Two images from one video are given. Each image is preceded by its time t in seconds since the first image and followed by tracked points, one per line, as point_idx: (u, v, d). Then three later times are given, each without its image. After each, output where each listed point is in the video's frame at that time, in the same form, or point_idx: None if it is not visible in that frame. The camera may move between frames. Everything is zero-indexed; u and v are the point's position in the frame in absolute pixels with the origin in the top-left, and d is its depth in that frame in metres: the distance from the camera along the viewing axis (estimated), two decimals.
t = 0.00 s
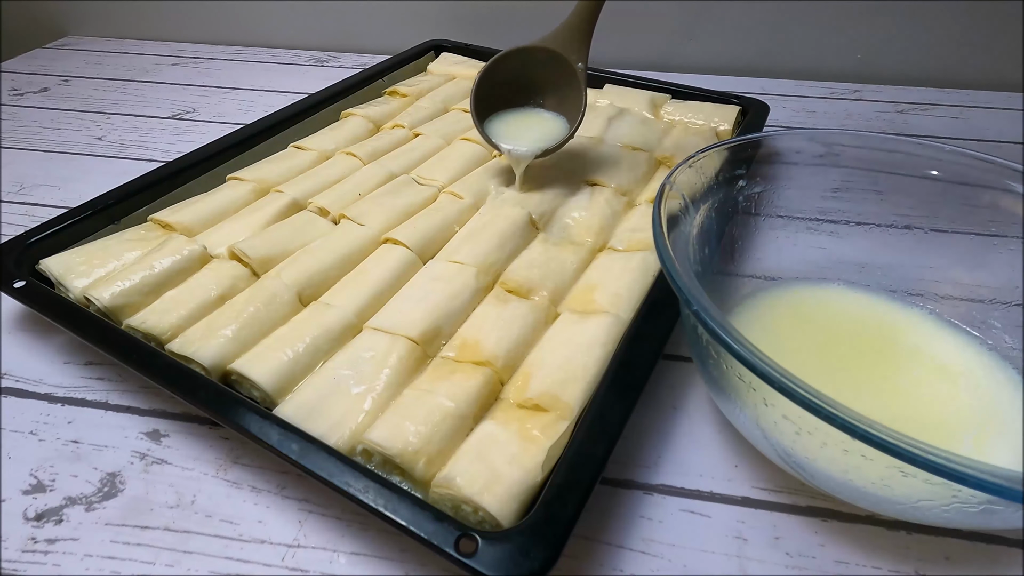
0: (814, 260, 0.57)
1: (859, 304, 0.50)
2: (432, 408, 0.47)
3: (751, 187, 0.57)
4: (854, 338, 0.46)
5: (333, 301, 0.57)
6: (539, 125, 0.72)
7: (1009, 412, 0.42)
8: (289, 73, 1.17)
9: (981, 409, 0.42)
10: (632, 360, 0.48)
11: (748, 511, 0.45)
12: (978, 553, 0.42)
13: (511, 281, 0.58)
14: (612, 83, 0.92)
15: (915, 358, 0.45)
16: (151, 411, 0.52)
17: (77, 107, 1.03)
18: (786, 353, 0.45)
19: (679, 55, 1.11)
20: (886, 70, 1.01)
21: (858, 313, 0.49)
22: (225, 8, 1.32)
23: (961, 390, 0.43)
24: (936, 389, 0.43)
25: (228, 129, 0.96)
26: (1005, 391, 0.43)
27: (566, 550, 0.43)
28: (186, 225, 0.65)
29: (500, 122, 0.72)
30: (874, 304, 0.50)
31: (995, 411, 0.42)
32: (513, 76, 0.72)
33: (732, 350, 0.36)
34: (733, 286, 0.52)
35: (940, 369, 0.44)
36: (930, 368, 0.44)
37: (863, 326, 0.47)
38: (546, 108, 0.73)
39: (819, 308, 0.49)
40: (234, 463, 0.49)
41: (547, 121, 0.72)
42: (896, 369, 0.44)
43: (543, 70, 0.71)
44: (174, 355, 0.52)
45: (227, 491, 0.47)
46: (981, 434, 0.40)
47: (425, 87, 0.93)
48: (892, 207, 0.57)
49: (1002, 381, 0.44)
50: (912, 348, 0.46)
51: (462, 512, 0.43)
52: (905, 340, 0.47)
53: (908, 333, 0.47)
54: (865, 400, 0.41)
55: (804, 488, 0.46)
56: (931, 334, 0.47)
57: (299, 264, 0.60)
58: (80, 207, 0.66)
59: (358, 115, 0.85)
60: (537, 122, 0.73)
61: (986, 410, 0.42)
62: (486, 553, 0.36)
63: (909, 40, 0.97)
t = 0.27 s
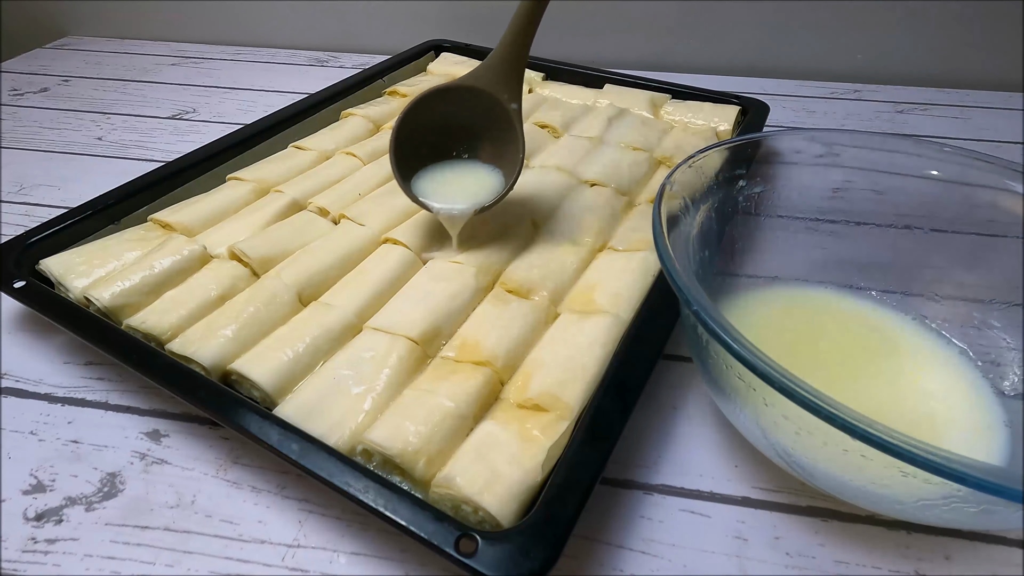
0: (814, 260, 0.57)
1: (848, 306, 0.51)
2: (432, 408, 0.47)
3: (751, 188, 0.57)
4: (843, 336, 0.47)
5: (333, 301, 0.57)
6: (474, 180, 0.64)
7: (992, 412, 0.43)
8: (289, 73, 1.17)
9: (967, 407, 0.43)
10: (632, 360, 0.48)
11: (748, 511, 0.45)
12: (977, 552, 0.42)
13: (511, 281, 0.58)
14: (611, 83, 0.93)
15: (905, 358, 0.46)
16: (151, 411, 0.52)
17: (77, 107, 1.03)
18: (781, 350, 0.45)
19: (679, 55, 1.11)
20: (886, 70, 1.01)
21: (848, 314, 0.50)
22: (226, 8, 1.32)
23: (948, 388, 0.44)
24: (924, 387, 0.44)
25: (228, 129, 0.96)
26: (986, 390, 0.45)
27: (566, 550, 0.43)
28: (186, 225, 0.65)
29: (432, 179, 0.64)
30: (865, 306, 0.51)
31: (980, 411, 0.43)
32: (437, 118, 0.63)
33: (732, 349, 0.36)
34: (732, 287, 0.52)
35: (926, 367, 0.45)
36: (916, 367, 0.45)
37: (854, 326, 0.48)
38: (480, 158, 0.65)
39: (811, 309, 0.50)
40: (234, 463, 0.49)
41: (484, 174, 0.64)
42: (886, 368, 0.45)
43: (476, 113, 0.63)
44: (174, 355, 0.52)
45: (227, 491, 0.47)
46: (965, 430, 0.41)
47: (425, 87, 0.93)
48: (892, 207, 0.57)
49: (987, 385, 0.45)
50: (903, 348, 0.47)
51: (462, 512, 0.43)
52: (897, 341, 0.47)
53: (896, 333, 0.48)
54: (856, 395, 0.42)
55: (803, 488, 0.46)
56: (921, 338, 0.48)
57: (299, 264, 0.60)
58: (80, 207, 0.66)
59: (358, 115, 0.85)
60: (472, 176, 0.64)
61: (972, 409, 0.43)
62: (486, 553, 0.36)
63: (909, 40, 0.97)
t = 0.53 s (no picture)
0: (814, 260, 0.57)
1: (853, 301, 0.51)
2: (431, 408, 0.47)
3: (751, 187, 0.57)
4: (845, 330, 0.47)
5: (332, 301, 0.57)
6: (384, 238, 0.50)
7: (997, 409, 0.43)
8: (289, 73, 1.18)
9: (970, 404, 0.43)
10: (632, 360, 0.48)
11: (749, 511, 0.45)
12: (977, 552, 0.42)
13: (511, 282, 0.59)
14: (611, 82, 0.93)
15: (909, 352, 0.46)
16: (151, 411, 0.52)
17: (77, 107, 1.03)
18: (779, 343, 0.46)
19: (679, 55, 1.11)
20: (887, 70, 1.01)
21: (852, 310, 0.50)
22: (226, 8, 1.32)
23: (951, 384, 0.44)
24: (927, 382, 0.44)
25: (228, 129, 0.96)
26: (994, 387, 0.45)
27: (566, 550, 0.43)
28: (186, 225, 0.65)
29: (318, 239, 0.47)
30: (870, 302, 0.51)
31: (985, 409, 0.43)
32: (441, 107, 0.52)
33: (732, 349, 0.36)
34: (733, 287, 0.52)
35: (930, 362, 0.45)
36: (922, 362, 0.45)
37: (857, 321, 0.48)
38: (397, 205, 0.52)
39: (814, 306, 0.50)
40: (234, 463, 0.49)
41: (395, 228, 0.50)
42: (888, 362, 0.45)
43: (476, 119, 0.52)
44: (174, 355, 0.52)
45: (227, 491, 0.47)
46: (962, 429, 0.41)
47: (425, 87, 0.93)
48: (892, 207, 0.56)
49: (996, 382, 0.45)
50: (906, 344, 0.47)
51: (462, 512, 0.43)
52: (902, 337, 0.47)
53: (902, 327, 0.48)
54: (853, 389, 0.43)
55: (804, 488, 0.46)
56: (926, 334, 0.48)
57: (299, 264, 0.60)
58: (80, 207, 0.66)
59: (358, 115, 0.85)
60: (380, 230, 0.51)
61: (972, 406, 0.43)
62: (486, 553, 0.36)
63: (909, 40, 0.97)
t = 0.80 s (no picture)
0: (814, 260, 0.57)
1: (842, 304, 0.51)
2: (431, 408, 0.47)
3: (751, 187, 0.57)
4: (847, 336, 0.47)
5: (332, 301, 0.57)
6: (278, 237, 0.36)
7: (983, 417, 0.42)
8: (289, 73, 1.18)
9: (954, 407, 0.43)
10: (632, 360, 0.48)
11: (748, 511, 0.45)
12: (977, 552, 0.42)
13: (511, 281, 0.59)
14: (611, 83, 0.93)
15: (894, 352, 0.46)
16: (151, 410, 0.52)
17: (77, 107, 1.04)
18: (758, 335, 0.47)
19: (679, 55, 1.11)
20: (886, 70, 1.01)
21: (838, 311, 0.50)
22: (225, 8, 1.32)
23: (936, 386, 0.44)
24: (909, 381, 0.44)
25: (228, 129, 0.96)
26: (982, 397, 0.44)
27: (566, 550, 0.43)
28: (185, 225, 0.65)
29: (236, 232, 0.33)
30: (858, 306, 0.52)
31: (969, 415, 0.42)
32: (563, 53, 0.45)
33: (732, 349, 0.36)
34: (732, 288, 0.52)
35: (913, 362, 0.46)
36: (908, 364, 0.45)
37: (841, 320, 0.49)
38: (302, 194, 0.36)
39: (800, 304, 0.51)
40: (234, 463, 0.49)
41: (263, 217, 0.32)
42: (871, 360, 0.45)
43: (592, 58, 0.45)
44: (174, 355, 0.52)
45: (227, 491, 0.47)
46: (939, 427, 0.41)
47: (425, 87, 0.93)
48: (892, 206, 0.57)
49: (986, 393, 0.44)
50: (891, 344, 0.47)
51: (462, 512, 0.43)
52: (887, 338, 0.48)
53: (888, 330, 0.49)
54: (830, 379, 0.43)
55: (804, 488, 0.46)
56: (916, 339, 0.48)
57: (299, 264, 0.60)
58: (80, 207, 0.66)
59: (358, 115, 0.85)
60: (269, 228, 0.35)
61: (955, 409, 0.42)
62: (486, 553, 0.36)
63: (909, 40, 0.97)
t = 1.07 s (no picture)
0: (814, 260, 0.57)
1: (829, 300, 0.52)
2: (431, 408, 0.47)
3: (751, 187, 0.57)
4: (854, 341, 0.47)
5: (333, 301, 0.57)
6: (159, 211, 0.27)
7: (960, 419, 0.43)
8: (289, 73, 1.18)
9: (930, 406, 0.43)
10: (633, 360, 0.48)
11: (748, 511, 0.45)
12: (977, 552, 0.42)
13: (511, 281, 0.59)
14: (611, 83, 0.93)
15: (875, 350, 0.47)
16: (151, 411, 0.52)
17: (77, 107, 1.04)
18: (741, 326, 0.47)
19: (678, 56, 1.11)
20: (886, 70, 1.01)
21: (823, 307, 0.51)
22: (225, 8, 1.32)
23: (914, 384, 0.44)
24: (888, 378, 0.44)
25: (228, 130, 0.96)
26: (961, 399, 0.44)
27: (566, 551, 0.43)
28: (186, 225, 0.65)
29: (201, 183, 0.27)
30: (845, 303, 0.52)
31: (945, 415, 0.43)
32: None
33: (732, 349, 0.36)
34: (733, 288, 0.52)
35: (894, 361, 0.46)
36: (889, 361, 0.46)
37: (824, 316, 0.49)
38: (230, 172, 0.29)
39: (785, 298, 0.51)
40: (234, 463, 0.49)
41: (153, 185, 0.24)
42: (852, 355, 0.46)
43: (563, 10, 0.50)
44: (174, 355, 0.52)
45: (227, 491, 0.47)
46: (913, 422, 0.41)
47: (425, 87, 0.93)
48: (892, 206, 0.57)
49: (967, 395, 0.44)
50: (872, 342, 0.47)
51: (462, 512, 0.43)
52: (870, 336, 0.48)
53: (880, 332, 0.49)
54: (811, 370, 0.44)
55: (804, 488, 0.46)
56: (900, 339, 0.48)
57: (299, 264, 0.60)
58: (80, 207, 0.66)
59: (358, 115, 0.85)
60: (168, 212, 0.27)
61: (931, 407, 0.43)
62: (486, 553, 0.36)
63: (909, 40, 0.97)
